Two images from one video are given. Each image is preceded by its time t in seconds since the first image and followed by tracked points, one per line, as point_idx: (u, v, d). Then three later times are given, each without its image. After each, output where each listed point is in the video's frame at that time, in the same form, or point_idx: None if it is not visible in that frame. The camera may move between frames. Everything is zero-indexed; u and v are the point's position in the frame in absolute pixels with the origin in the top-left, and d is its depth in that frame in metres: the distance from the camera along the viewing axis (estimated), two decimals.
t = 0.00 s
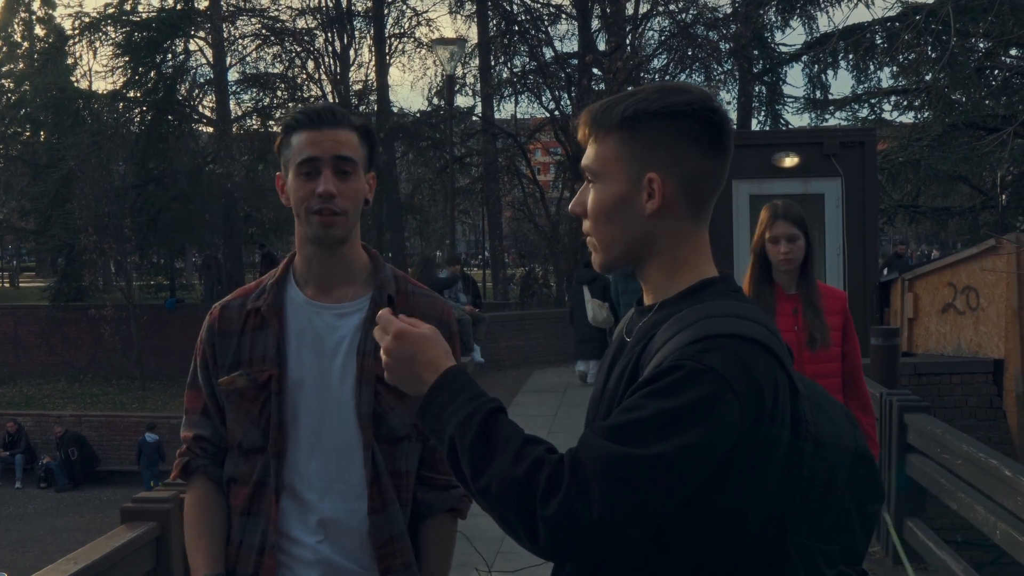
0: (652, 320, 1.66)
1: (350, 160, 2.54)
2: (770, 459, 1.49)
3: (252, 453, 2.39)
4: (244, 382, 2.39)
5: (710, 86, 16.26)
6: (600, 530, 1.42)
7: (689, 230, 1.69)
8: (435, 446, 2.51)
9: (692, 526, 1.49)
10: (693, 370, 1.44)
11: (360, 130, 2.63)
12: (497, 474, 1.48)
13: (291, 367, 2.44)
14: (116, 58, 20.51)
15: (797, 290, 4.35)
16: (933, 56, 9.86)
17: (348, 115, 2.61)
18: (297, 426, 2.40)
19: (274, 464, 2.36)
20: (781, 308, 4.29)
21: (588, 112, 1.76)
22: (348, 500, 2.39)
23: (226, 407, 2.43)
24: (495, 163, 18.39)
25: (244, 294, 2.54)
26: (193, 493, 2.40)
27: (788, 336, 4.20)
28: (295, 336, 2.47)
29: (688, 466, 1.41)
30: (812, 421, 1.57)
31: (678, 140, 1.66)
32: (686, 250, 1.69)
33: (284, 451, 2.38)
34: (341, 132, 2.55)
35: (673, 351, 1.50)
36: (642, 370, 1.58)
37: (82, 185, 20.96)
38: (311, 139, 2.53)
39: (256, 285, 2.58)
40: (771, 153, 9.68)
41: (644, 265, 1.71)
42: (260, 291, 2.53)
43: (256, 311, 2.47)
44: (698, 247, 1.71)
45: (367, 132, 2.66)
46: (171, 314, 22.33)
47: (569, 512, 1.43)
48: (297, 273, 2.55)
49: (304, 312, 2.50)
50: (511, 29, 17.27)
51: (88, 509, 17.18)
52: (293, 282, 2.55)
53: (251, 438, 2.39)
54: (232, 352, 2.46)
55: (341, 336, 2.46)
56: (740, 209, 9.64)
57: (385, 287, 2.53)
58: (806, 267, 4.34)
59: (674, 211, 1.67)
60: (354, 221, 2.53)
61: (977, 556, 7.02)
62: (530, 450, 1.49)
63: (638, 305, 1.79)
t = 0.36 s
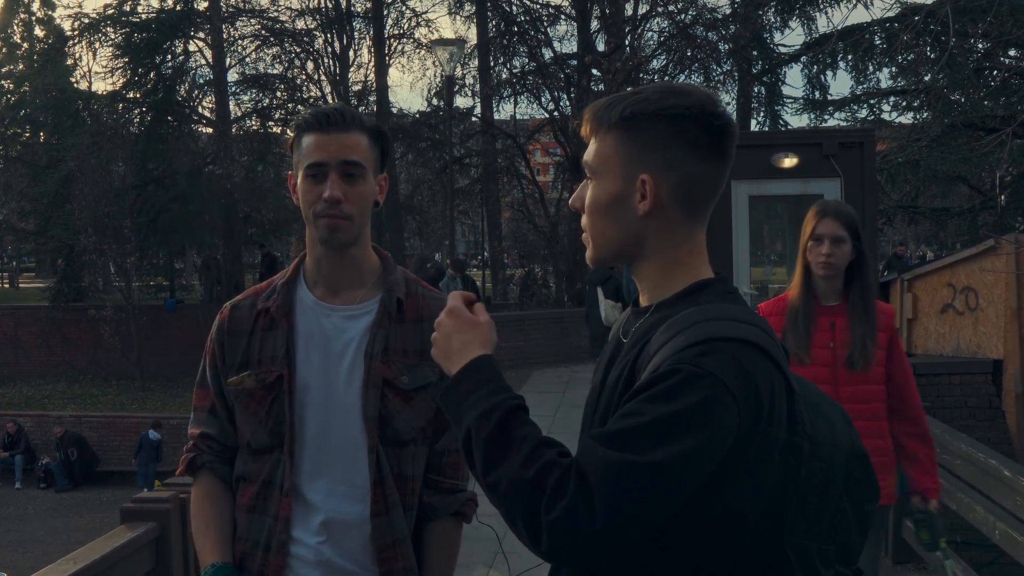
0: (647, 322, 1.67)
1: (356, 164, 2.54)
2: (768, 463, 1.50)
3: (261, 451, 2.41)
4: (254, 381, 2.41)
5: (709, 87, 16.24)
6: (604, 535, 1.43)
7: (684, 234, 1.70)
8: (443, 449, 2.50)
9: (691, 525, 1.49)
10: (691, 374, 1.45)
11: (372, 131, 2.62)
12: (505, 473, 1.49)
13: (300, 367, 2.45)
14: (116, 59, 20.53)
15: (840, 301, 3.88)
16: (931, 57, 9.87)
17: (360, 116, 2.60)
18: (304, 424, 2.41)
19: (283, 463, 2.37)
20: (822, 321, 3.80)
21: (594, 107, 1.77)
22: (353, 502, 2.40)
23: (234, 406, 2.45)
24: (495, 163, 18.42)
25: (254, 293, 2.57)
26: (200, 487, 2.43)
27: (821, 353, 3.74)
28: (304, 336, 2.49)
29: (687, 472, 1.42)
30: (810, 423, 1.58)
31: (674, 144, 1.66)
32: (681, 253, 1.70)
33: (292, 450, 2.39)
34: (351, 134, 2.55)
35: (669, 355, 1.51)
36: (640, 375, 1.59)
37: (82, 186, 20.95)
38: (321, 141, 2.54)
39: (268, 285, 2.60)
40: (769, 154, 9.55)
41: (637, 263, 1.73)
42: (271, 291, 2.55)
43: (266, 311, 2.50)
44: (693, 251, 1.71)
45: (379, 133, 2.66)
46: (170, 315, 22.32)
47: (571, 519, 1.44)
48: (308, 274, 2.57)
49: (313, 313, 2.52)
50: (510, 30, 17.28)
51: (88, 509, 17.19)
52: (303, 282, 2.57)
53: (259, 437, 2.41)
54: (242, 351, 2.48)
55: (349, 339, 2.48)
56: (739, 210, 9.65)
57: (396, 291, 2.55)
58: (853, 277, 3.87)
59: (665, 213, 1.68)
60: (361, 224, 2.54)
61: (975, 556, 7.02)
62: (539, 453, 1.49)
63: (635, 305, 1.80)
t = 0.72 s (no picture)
0: (646, 322, 1.67)
1: (357, 164, 2.54)
2: (767, 463, 1.51)
3: (262, 450, 2.42)
4: (256, 380, 2.41)
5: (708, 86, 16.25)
6: (605, 537, 1.44)
7: (683, 235, 1.70)
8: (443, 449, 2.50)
9: (693, 525, 1.50)
10: (689, 375, 1.45)
11: (373, 131, 2.62)
12: (506, 477, 1.49)
13: (302, 367, 2.46)
14: (115, 59, 20.49)
15: (880, 309, 3.53)
16: (931, 56, 9.88)
17: (360, 115, 2.60)
18: (305, 424, 2.41)
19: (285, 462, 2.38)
20: (853, 332, 3.46)
21: (593, 108, 1.77)
22: (354, 501, 2.40)
23: (237, 405, 2.46)
24: (494, 163, 18.44)
25: (258, 292, 2.58)
26: (204, 484, 2.45)
27: (858, 370, 3.40)
28: (306, 335, 2.49)
29: (686, 472, 1.42)
30: (809, 422, 1.58)
31: (672, 145, 1.66)
32: (681, 254, 1.71)
33: (293, 451, 2.40)
34: (351, 135, 2.55)
35: (668, 355, 1.51)
36: (639, 375, 1.59)
37: (81, 186, 20.94)
38: (321, 142, 2.54)
39: (270, 284, 2.60)
40: (769, 153, 9.53)
41: (637, 263, 1.73)
42: (272, 291, 2.56)
43: (269, 310, 2.50)
44: (692, 251, 1.71)
45: (379, 132, 2.66)
46: (169, 314, 22.32)
47: (572, 522, 1.44)
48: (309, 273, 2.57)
49: (315, 313, 2.52)
50: (510, 30, 17.28)
51: (88, 509, 17.19)
52: (304, 283, 2.58)
53: (261, 437, 2.41)
54: (245, 350, 2.49)
55: (349, 338, 2.48)
56: (739, 210, 9.64)
57: (396, 290, 2.55)
58: (895, 283, 3.52)
59: (664, 214, 1.68)
60: (361, 224, 2.54)
61: (975, 555, 7.02)
62: (540, 456, 1.50)
63: (635, 304, 1.81)
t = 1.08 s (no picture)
0: (648, 321, 1.65)
1: (358, 163, 2.52)
2: (772, 464, 1.49)
3: (263, 450, 2.40)
4: (258, 379, 2.39)
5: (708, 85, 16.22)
6: (610, 541, 1.42)
7: (683, 234, 1.69)
8: (445, 449, 2.48)
9: (696, 526, 1.48)
10: (692, 376, 1.44)
11: (374, 130, 2.61)
12: (509, 481, 1.47)
13: (303, 367, 2.44)
14: (115, 58, 20.47)
15: (922, 304, 3.22)
16: (932, 54, 9.87)
17: (361, 114, 2.58)
18: (307, 424, 2.40)
19: (286, 462, 2.36)
20: (894, 334, 3.17)
21: (592, 105, 1.75)
22: (355, 501, 2.38)
23: (238, 403, 2.44)
24: (494, 162, 18.44)
25: (260, 291, 2.55)
26: (204, 484, 2.42)
27: (903, 377, 3.12)
28: (307, 334, 2.48)
29: (688, 475, 1.41)
30: (812, 421, 1.57)
31: (671, 144, 1.64)
32: (682, 252, 1.69)
33: (295, 451, 2.38)
34: (351, 133, 2.53)
35: (671, 355, 1.49)
36: (641, 375, 1.57)
37: (81, 185, 20.91)
38: (322, 141, 2.52)
39: (272, 282, 2.58)
40: (771, 151, 9.39)
41: (637, 263, 1.72)
42: (274, 290, 2.53)
43: (270, 309, 2.48)
44: (691, 250, 1.69)
45: (381, 131, 2.64)
46: (169, 314, 22.28)
47: (576, 523, 1.42)
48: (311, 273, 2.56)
49: (316, 312, 2.50)
50: (510, 29, 17.26)
51: (88, 509, 17.17)
52: (305, 281, 2.56)
53: (262, 436, 2.39)
54: (246, 349, 2.47)
55: (351, 338, 2.47)
56: (740, 210, 9.53)
57: (398, 289, 2.53)
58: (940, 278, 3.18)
59: (663, 212, 1.66)
60: (364, 224, 2.52)
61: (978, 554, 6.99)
62: (544, 459, 1.48)
63: (635, 303, 1.79)
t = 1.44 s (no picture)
0: (647, 319, 1.66)
1: (359, 163, 2.53)
2: (769, 462, 1.50)
3: (262, 447, 2.41)
4: (258, 376, 2.40)
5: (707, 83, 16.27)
6: (606, 539, 1.43)
7: (680, 234, 1.70)
8: (444, 446, 2.50)
9: (695, 523, 1.49)
10: (689, 374, 1.45)
11: (375, 131, 2.62)
12: (502, 478, 1.48)
13: (303, 366, 2.45)
14: (114, 58, 20.45)
15: (1013, 327, 2.69)
16: (930, 53, 9.88)
17: (361, 114, 2.59)
18: (307, 422, 2.41)
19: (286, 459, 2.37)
20: (980, 360, 2.63)
21: (591, 105, 1.75)
22: (356, 499, 2.39)
23: (237, 401, 2.45)
24: (493, 161, 18.48)
25: (260, 289, 2.56)
26: (203, 483, 2.43)
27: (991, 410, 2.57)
28: (308, 332, 2.49)
29: (685, 472, 1.42)
30: (810, 419, 1.58)
31: (669, 145, 1.65)
32: (681, 251, 1.70)
33: (295, 448, 2.39)
34: (351, 133, 2.54)
35: (668, 354, 1.50)
36: (639, 373, 1.58)
37: (81, 185, 20.90)
38: (322, 140, 2.53)
39: (272, 280, 2.59)
40: (770, 150, 9.39)
41: (635, 263, 1.73)
42: (274, 287, 2.54)
43: (270, 307, 2.49)
44: (690, 249, 1.71)
45: (382, 132, 2.65)
46: (169, 314, 22.29)
47: (572, 518, 1.43)
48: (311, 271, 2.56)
49: (316, 310, 2.51)
50: (509, 28, 17.26)
51: (89, 509, 17.20)
52: (306, 280, 2.57)
53: (262, 433, 2.40)
54: (245, 346, 2.48)
55: (351, 336, 2.47)
56: (739, 210, 9.50)
57: (398, 288, 2.54)
58: None
59: (661, 213, 1.68)
60: (364, 223, 2.53)
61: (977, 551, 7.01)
62: (537, 455, 1.49)
63: (634, 303, 1.80)
